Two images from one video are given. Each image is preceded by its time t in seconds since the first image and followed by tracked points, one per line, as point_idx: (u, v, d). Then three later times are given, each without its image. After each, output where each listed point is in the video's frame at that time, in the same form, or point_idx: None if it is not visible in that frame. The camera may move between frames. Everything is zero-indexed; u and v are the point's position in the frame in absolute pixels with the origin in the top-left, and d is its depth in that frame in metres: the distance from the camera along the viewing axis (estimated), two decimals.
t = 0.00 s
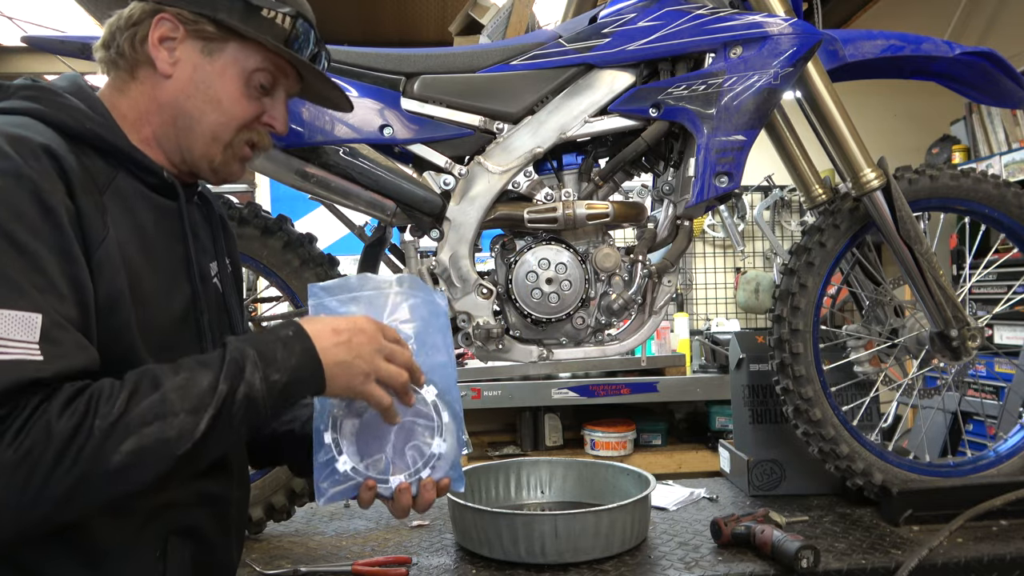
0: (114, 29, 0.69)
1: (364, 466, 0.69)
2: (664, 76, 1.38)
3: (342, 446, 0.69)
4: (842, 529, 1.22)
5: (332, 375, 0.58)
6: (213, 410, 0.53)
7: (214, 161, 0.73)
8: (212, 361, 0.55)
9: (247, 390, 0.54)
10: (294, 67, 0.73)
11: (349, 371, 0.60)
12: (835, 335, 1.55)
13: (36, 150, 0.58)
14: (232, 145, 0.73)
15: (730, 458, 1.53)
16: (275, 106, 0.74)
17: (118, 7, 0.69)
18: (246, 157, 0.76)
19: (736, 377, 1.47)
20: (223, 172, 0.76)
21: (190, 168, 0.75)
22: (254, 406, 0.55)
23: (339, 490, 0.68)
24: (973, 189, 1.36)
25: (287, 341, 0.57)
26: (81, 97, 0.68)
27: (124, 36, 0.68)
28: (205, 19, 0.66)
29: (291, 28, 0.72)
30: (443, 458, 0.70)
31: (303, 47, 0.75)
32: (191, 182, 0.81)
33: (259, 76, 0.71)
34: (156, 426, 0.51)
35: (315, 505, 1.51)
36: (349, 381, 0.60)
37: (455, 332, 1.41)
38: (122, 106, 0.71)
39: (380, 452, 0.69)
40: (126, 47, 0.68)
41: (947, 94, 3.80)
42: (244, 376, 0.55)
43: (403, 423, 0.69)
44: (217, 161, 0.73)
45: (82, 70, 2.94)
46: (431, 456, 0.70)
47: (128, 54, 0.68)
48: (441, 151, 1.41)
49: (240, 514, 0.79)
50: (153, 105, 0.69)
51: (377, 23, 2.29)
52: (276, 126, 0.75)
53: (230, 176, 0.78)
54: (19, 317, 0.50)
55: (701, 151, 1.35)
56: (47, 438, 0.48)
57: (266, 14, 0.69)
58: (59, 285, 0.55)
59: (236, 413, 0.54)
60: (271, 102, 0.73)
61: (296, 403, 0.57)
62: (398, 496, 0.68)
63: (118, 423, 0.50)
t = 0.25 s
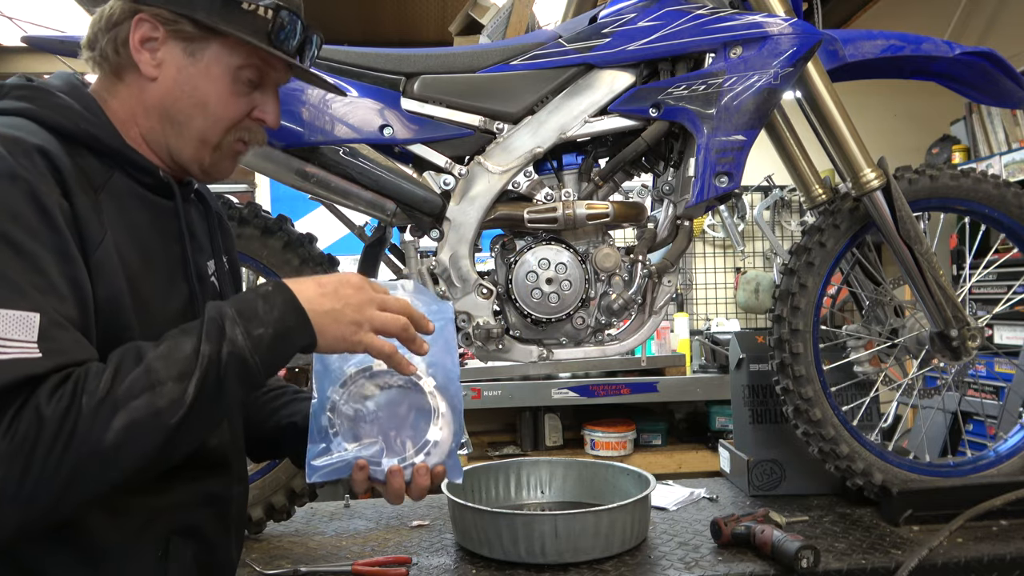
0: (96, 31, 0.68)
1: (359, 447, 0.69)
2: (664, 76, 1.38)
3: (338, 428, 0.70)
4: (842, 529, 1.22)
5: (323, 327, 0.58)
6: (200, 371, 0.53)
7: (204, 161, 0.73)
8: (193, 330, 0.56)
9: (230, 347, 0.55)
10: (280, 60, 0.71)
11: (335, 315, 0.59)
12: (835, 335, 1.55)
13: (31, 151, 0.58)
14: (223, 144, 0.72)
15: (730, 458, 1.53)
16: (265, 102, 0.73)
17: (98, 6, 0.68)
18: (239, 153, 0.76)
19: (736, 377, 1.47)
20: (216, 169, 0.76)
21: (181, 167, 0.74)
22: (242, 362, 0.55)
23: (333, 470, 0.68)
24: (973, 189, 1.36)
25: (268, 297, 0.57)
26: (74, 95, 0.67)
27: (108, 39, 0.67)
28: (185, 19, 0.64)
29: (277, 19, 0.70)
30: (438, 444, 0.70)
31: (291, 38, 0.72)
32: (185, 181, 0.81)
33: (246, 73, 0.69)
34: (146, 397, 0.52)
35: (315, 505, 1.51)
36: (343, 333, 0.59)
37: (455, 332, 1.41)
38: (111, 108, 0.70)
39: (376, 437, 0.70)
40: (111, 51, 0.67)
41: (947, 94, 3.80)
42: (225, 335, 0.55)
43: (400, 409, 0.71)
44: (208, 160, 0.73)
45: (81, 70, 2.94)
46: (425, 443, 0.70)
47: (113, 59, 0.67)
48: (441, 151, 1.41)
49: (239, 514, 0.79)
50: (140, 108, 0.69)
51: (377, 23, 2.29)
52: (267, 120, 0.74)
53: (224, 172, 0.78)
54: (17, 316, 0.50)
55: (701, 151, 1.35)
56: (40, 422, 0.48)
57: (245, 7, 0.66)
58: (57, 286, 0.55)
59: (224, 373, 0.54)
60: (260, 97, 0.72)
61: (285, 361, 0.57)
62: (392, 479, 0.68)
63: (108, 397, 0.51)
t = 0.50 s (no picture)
0: (84, 30, 0.68)
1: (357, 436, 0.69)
2: (664, 76, 1.38)
3: (336, 417, 0.70)
4: (842, 529, 1.22)
5: (327, 333, 0.59)
6: (200, 379, 0.53)
7: (193, 159, 0.72)
8: (193, 335, 0.56)
9: (230, 354, 0.55)
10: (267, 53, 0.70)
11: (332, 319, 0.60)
12: (835, 335, 1.55)
13: (25, 153, 0.58)
14: (213, 142, 0.72)
15: (730, 458, 1.53)
16: (255, 97, 0.72)
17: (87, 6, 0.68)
18: (230, 150, 0.75)
19: (736, 377, 1.47)
20: (207, 167, 0.75)
21: (173, 165, 0.74)
22: (242, 368, 0.55)
23: (330, 459, 0.68)
24: (974, 188, 1.36)
25: (268, 302, 0.58)
26: (67, 93, 0.67)
27: (96, 38, 0.67)
28: (169, 16, 0.64)
29: (263, 15, 0.68)
30: (435, 434, 0.70)
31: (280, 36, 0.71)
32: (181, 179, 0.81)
33: (233, 69, 0.68)
34: (147, 405, 0.51)
35: (315, 505, 1.51)
36: (342, 342, 0.60)
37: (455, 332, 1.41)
38: (101, 108, 0.70)
39: (372, 425, 0.70)
40: (98, 49, 0.67)
41: (947, 94, 3.80)
42: (226, 341, 0.55)
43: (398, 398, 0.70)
44: (198, 157, 0.72)
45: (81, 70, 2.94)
46: (423, 432, 0.70)
47: (101, 58, 0.67)
48: (442, 151, 1.41)
49: (239, 515, 0.79)
50: (129, 108, 0.68)
51: (377, 23, 2.29)
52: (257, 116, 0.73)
53: (215, 170, 0.77)
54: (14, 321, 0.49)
55: (700, 151, 1.35)
56: (42, 432, 0.48)
57: None
58: (56, 286, 0.55)
59: (224, 380, 0.54)
60: (249, 92, 0.71)
61: (285, 366, 0.57)
62: (388, 468, 0.68)
63: (109, 405, 0.50)
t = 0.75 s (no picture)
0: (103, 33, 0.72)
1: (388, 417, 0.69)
2: (664, 76, 1.38)
3: (364, 397, 0.70)
4: (842, 529, 1.22)
5: (337, 337, 0.56)
6: (205, 390, 0.53)
7: (166, 152, 0.70)
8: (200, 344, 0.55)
9: (237, 365, 0.54)
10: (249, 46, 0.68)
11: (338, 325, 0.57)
12: (835, 335, 1.55)
13: (21, 153, 0.57)
14: (182, 133, 0.69)
15: (730, 458, 1.53)
16: (231, 92, 0.69)
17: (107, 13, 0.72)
18: (204, 149, 0.71)
19: (736, 377, 1.47)
20: (184, 167, 0.72)
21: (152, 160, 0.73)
22: (247, 380, 0.54)
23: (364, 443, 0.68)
24: (974, 188, 1.36)
25: (277, 310, 0.56)
26: (64, 95, 0.68)
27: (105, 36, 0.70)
28: None
29: (276, 32, 0.72)
30: (460, 402, 0.71)
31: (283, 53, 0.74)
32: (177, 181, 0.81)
33: (208, 57, 0.67)
34: (150, 413, 0.51)
35: (315, 505, 1.51)
36: (353, 348, 0.57)
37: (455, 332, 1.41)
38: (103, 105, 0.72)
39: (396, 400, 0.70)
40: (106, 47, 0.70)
41: (947, 94, 3.80)
42: (232, 354, 0.54)
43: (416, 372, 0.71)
44: (171, 151, 0.70)
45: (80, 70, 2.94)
46: (447, 403, 0.71)
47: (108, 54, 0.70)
48: (442, 151, 1.41)
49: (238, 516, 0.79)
50: (116, 96, 0.69)
51: (377, 23, 2.29)
52: (229, 112, 0.69)
53: (195, 173, 0.74)
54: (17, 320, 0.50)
55: (700, 152, 1.35)
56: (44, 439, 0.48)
57: None
58: (56, 287, 0.54)
59: (227, 388, 0.54)
60: (224, 85, 0.69)
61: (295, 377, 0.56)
62: (422, 442, 0.68)
63: (113, 411, 0.50)
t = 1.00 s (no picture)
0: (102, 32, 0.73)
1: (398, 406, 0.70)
2: (664, 76, 1.38)
3: (373, 386, 0.70)
4: (842, 529, 1.22)
5: (379, 354, 0.55)
6: (259, 399, 0.49)
7: (154, 149, 0.70)
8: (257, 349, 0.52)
9: (291, 380, 0.51)
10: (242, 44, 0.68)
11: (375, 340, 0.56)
12: (835, 335, 1.55)
13: (21, 149, 0.57)
14: (171, 130, 0.69)
15: (730, 458, 1.53)
16: (222, 90, 0.69)
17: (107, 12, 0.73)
18: (193, 147, 0.71)
19: (736, 377, 1.47)
20: (173, 165, 0.71)
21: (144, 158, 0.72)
22: (298, 396, 0.52)
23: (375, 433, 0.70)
24: (974, 189, 1.36)
25: (328, 326, 0.54)
26: (58, 94, 0.68)
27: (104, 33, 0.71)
28: None
29: (270, 33, 0.72)
30: (471, 386, 0.72)
31: (278, 55, 0.75)
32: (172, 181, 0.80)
33: (200, 54, 0.67)
34: (201, 418, 0.48)
35: (315, 505, 1.50)
36: (392, 366, 0.56)
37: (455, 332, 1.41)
38: (97, 102, 0.72)
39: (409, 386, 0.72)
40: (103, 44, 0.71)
41: (947, 94, 3.80)
42: (288, 367, 0.51)
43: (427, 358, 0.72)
44: (159, 148, 0.70)
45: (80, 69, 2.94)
46: (459, 388, 0.71)
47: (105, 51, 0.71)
48: (442, 151, 1.41)
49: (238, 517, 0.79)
50: (110, 94, 0.69)
51: (378, 23, 2.29)
52: (219, 110, 0.69)
53: (185, 172, 0.73)
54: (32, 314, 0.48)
55: (701, 151, 1.35)
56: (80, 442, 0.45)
57: None
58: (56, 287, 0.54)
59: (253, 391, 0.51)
60: (215, 83, 0.68)
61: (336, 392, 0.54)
62: (436, 428, 0.70)
63: (163, 415, 0.47)
